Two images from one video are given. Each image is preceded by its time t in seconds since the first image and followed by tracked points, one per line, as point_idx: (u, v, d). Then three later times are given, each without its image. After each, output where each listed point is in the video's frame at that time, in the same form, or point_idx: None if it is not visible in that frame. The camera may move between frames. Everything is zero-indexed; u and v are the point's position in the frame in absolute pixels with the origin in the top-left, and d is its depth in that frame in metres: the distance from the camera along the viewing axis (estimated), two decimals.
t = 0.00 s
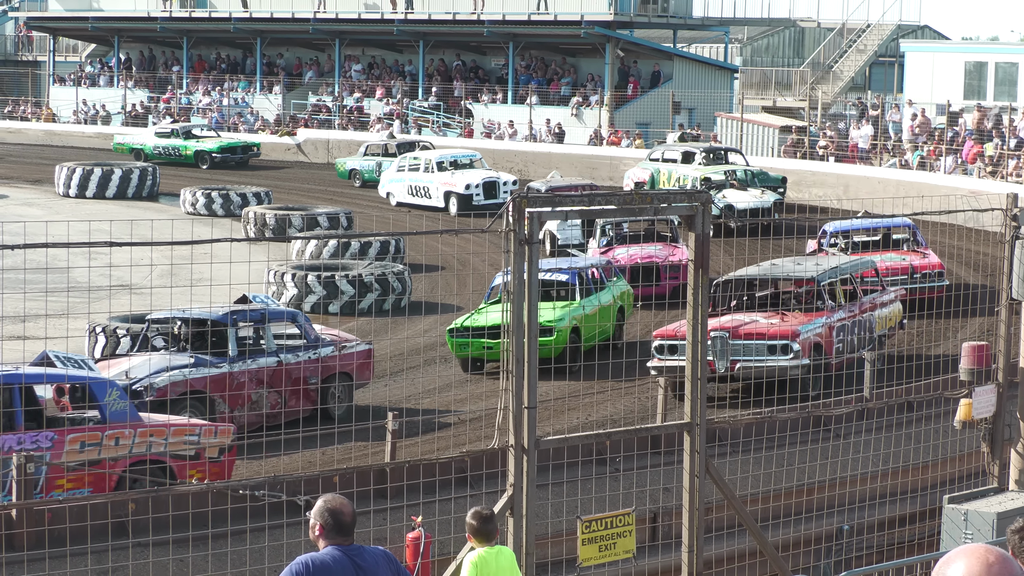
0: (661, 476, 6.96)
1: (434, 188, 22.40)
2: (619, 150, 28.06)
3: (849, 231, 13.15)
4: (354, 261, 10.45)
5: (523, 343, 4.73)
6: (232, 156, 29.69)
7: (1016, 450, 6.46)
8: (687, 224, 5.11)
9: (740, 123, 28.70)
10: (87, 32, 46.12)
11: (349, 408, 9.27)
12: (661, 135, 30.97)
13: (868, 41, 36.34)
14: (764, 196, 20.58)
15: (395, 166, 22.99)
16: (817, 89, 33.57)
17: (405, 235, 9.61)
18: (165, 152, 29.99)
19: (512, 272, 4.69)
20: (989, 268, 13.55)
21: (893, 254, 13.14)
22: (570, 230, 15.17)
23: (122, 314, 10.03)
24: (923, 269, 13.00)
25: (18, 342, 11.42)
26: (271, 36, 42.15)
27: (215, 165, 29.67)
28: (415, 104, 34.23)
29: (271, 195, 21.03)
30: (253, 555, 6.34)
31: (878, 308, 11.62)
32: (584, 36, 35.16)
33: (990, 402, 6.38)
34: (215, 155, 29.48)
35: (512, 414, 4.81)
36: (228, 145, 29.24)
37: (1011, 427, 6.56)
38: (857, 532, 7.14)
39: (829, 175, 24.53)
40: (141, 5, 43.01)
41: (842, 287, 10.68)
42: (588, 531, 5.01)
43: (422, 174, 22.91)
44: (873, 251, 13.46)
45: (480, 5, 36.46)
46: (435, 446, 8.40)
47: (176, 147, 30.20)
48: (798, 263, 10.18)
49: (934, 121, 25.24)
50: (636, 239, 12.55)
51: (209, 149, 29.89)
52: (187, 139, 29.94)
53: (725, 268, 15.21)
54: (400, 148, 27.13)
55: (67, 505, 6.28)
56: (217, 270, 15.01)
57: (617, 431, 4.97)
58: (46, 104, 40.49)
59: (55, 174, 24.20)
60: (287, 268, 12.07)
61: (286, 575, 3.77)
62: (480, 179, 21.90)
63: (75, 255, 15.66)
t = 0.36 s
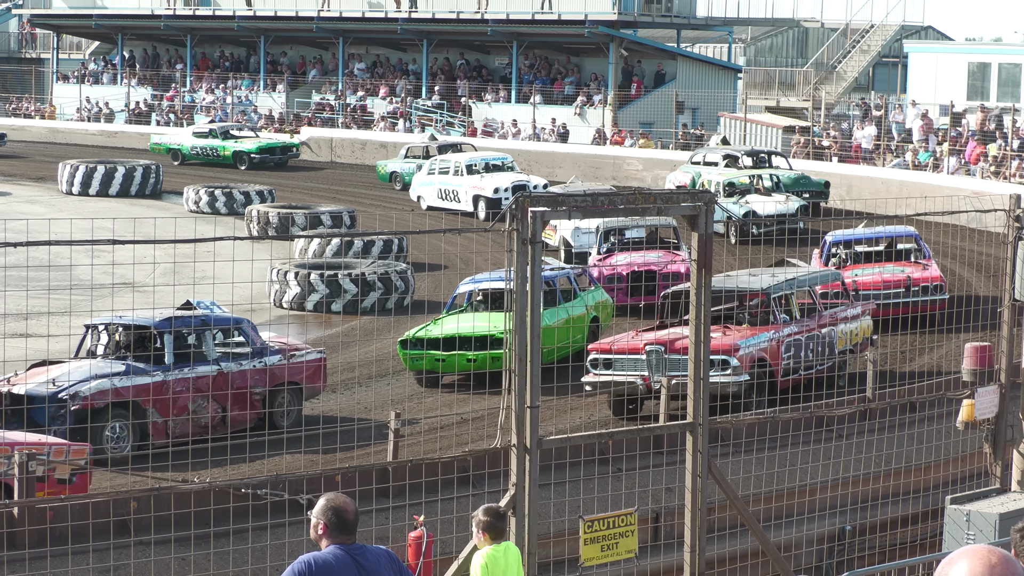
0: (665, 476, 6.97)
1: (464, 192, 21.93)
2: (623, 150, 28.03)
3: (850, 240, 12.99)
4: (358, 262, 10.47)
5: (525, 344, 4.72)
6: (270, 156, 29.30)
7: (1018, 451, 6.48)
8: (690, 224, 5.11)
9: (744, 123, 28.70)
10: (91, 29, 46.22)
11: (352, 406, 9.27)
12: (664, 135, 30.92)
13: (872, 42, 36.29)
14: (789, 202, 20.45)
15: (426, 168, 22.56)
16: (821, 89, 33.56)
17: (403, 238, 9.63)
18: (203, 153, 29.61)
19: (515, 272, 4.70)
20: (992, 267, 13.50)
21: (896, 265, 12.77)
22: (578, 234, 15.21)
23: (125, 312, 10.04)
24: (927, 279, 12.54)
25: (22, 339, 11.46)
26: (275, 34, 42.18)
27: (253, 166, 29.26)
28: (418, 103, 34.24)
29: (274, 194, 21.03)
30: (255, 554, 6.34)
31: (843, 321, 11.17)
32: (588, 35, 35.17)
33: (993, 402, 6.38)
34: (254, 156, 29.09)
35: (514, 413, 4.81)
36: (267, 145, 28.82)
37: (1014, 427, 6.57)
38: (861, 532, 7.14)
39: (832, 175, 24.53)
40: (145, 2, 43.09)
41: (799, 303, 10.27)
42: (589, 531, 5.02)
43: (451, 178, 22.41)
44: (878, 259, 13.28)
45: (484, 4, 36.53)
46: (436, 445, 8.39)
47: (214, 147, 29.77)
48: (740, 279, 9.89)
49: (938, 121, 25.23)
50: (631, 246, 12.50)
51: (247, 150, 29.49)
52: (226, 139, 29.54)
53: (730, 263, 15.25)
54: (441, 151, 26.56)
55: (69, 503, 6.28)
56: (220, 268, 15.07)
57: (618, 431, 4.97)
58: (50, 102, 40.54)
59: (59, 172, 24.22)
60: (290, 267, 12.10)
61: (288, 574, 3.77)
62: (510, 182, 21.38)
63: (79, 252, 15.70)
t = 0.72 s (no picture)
0: (668, 475, 6.98)
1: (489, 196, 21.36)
2: (625, 149, 27.99)
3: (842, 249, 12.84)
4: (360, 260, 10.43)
5: (527, 345, 4.73)
6: (308, 159, 28.57)
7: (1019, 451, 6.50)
8: (691, 223, 5.12)
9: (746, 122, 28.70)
10: (92, 29, 46.23)
11: (355, 406, 9.28)
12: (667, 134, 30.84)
13: (874, 41, 36.29)
14: (812, 207, 20.28)
15: (452, 172, 22.13)
16: (822, 88, 33.56)
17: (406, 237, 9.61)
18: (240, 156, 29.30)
19: (516, 271, 4.71)
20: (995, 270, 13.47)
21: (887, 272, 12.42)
22: (588, 238, 15.20)
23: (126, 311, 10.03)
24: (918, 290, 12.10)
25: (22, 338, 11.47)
26: (277, 34, 42.18)
27: (290, 169, 28.67)
28: (420, 102, 34.23)
29: (276, 193, 21.04)
30: (257, 553, 6.34)
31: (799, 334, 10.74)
32: (589, 34, 35.18)
33: (995, 402, 6.37)
34: (291, 157, 28.47)
35: (516, 412, 4.82)
36: (301, 147, 28.13)
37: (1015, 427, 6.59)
38: (862, 532, 7.15)
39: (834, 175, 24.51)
40: (147, 2, 43.13)
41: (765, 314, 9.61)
42: (592, 530, 5.02)
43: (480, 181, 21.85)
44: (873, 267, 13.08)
45: (486, 4, 36.59)
46: (439, 445, 8.38)
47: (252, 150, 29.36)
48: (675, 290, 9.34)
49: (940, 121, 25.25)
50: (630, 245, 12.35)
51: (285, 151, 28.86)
52: (263, 141, 28.99)
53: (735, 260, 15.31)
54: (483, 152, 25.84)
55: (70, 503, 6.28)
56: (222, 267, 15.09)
57: (620, 430, 4.98)
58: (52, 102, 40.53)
59: (60, 171, 24.19)
60: (291, 265, 12.11)
61: (290, 573, 3.77)
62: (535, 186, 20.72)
63: (80, 252, 15.71)
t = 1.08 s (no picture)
0: (669, 475, 6.98)
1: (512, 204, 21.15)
2: (626, 149, 27.98)
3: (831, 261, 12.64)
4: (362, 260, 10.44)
5: (528, 343, 4.74)
6: (345, 162, 28.14)
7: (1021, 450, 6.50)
8: (693, 223, 5.11)
9: (747, 121, 28.68)
10: (93, 29, 46.28)
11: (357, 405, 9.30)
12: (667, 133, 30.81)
13: (875, 41, 36.30)
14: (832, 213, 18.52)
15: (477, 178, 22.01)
16: (824, 88, 33.59)
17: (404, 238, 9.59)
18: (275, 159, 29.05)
19: (517, 270, 4.71)
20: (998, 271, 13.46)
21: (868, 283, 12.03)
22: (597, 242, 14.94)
23: (129, 312, 10.06)
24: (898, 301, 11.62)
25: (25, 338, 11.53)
26: (278, 34, 42.20)
27: (327, 172, 28.22)
28: (421, 102, 34.26)
29: (277, 193, 21.07)
30: (260, 552, 6.34)
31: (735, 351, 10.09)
32: (591, 34, 35.13)
33: (996, 402, 6.37)
34: (329, 161, 28.09)
35: (518, 412, 4.82)
36: (338, 151, 27.72)
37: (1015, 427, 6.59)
38: (864, 531, 7.16)
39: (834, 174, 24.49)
40: (148, 2, 43.18)
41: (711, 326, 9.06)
42: (593, 529, 5.02)
43: (505, 189, 21.65)
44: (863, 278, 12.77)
45: (487, 3, 36.58)
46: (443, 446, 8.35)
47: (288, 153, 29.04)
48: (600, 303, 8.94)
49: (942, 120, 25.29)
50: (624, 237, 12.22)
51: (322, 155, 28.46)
52: (301, 145, 28.69)
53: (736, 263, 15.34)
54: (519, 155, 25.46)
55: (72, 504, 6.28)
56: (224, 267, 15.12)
57: (621, 430, 4.99)
58: (54, 102, 40.59)
59: (62, 171, 24.23)
60: (293, 265, 12.13)
61: (294, 573, 3.77)
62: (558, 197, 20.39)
63: (81, 252, 15.74)
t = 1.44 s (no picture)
0: (670, 474, 6.98)
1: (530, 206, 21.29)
2: (627, 148, 27.99)
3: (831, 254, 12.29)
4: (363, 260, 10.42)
5: (531, 342, 4.74)
6: (382, 164, 27.66)
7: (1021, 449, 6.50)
8: (694, 222, 5.11)
9: (749, 121, 28.68)
10: (95, 28, 46.29)
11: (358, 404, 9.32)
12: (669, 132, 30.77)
13: (876, 40, 36.31)
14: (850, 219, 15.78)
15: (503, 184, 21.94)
16: (825, 87, 33.61)
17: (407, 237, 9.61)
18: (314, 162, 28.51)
19: (519, 270, 4.71)
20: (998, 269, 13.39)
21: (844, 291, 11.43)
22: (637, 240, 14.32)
23: (130, 312, 10.08)
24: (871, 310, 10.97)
25: (28, 338, 11.56)
26: (280, 34, 42.22)
27: (362, 175, 27.72)
28: (423, 101, 34.27)
29: (279, 193, 21.09)
30: (261, 552, 6.34)
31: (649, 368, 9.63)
32: (592, 33, 35.11)
33: (997, 401, 6.37)
34: (365, 164, 27.53)
35: (519, 412, 4.83)
36: (375, 153, 27.20)
37: (1017, 426, 6.59)
38: (866, 530, 7.15)
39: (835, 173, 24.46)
40: (149, 2, 43.19)
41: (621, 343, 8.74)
42: (594, 529, 5.02)
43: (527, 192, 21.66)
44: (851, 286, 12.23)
45: (488, 3, 36.57)
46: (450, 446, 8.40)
47: (326, 156, 28.50)
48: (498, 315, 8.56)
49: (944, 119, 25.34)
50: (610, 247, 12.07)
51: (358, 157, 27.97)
52: (336, 147, 28.22)
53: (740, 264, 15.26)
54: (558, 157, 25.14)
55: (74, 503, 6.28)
56: (226, 267, 15.14)
57: (622, 429, 4.99)
58: (55, 102, 40.58)
59: (63, 171, 24.23)
60: (295, 265, 12.15)
61: (294, 573, 3.77)
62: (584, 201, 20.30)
63: (84, 252, 15.77)
